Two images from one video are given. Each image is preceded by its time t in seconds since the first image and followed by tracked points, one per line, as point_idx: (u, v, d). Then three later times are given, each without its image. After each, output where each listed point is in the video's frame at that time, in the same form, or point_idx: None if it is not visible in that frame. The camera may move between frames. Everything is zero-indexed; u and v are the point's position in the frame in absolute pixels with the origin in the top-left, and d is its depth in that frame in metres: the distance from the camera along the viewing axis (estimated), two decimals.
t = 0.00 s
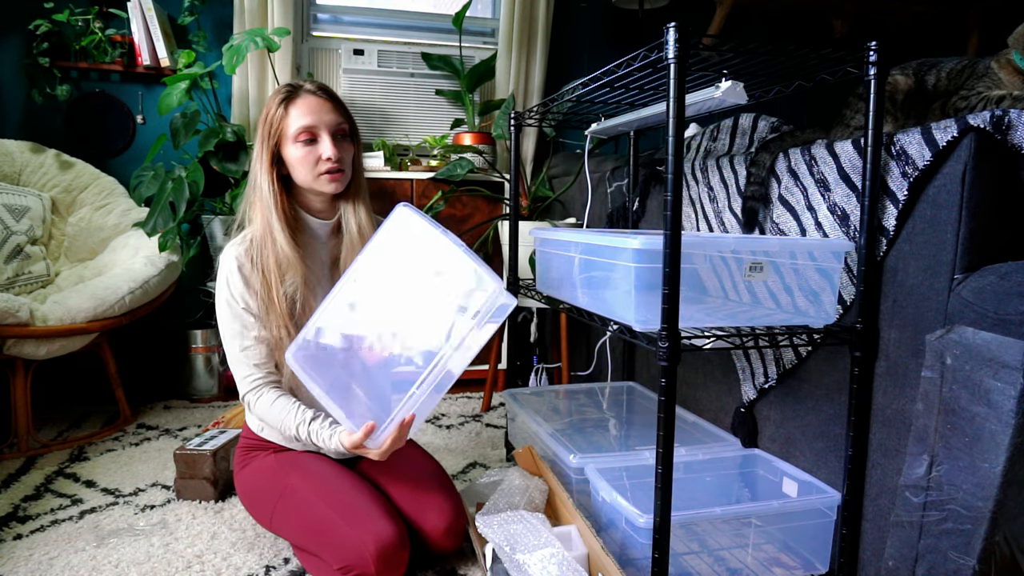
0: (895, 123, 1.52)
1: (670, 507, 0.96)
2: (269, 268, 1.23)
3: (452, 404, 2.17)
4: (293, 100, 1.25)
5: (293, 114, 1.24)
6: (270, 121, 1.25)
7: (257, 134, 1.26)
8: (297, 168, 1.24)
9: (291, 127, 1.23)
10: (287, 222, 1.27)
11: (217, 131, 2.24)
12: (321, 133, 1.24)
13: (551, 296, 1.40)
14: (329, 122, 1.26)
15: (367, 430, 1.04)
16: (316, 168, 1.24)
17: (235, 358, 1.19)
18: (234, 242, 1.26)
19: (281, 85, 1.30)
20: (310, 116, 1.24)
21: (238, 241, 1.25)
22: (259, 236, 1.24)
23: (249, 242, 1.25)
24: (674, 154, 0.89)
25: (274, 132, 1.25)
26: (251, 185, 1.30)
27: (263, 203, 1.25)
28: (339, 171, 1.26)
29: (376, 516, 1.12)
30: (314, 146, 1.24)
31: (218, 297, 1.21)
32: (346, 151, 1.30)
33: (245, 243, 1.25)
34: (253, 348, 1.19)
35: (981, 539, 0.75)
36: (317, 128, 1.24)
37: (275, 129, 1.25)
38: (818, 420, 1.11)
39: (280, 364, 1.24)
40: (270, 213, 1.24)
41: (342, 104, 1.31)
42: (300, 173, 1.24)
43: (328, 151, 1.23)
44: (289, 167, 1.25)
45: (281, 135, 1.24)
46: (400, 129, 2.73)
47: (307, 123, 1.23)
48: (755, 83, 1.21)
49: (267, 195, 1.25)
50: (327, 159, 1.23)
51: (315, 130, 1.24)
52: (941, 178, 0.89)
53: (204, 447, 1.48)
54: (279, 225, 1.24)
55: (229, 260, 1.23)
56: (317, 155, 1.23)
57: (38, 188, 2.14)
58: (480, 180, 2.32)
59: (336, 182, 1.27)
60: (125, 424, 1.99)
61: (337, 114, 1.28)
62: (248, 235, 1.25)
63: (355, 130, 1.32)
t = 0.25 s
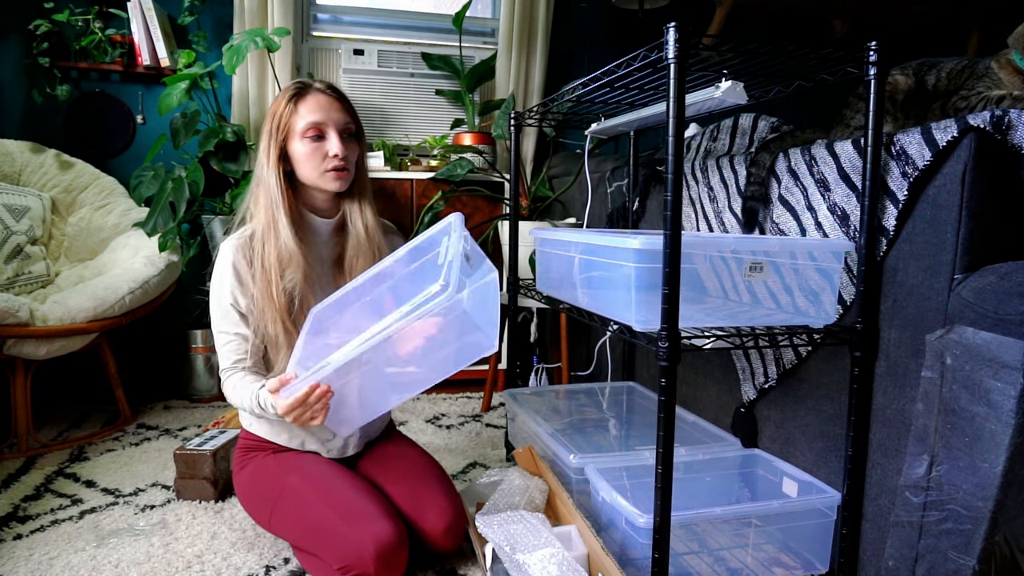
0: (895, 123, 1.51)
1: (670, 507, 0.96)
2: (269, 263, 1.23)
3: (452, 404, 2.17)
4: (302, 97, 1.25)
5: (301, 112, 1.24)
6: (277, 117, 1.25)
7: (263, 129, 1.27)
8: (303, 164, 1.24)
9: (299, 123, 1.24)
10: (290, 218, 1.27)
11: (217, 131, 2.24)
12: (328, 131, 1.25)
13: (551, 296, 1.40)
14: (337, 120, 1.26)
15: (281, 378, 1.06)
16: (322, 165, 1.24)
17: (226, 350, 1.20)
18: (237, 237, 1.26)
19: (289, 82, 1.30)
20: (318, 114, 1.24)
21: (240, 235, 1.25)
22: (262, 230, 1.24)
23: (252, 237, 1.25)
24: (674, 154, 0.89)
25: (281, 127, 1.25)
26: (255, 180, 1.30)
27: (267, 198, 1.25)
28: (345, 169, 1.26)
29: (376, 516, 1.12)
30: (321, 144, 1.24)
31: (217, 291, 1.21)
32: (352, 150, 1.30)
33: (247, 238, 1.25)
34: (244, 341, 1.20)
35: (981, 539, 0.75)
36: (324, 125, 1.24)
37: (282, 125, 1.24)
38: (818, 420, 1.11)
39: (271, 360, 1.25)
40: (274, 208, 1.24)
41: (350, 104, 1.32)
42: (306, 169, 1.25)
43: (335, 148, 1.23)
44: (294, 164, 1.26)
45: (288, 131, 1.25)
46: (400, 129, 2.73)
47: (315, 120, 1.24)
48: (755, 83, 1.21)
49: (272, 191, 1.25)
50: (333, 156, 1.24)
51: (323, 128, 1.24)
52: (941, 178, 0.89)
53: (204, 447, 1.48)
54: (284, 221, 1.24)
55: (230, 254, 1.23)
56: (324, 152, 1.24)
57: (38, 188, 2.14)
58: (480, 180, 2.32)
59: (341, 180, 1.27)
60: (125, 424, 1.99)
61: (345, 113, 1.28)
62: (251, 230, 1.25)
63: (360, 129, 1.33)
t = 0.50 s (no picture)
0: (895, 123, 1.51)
1: (670, 507, 0.96)
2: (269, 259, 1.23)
3: (452, 404, 2.17)
4: (305, 97, 1.25)
5: (304, 111, 1.24)
6: (279, 116, 1.25)
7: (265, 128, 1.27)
8: (305, 163, 1.24)
9: (301, 122, 1.24)
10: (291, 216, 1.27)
11: (217, 131, 2.24)
12: (331, 130, 1.25)
13: (551, 296, 1.40)
14: (340, 120, 1.27)
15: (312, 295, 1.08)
16: (324, 164, 1.24)
17: (220, 342, 1.21)
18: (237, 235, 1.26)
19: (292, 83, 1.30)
20: (321, 114, 1.24)
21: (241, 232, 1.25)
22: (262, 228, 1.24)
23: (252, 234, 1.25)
24: (674, 154, 0.89)
25: (283, 126, 1.25)
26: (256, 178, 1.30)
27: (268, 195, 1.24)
28: (346, 168, 1.26)
29: (375, 516, 1.12)
30: (323, 143, 1.24)
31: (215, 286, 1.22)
32: (353, 150, 1.30)
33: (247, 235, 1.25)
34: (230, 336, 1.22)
35: (981, 539, 0.75)
36: (327, 125, 1.25)
37: (285, 123, 1.24)
38: (818, 420, 1.11)
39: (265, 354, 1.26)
40: (275, 206, 1.24)
41: (352, 105, 1.32)
42: (308, 168, 1.25)
43: (337, 147, 1.24)
44: (296, 162, 1.26)
45: (291, 130, 1.25)
46: (400, 129, 2.73)
47: (318, 119, 1.24)
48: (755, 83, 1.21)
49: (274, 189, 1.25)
50: (336, 156, 1.24)
51: (325, 127, 1.24)
52: (941, 179, 0.89)
53: (204, 447, 1.48)
54: (284, 219, 1.24)
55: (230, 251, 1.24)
56: (326, 152, 1.24)
57: (38, 188, 2.14)
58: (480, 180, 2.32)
59: (342, 180, 1.27)
60: (125, 424, 1.99)
61: (347, 114, 1.29)
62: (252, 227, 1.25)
63: (362, 130, 1.33)
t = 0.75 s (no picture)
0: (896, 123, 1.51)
1: (670, 507, 0.96)
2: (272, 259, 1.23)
3: (452, 404, 2.17)
4: (299, 97, 1.25)
5: (299, 112, 1.24)
6: (273, 117, 1.25)
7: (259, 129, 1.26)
8: (301, 164, 1.24)
9: (295, 123, 1.24)
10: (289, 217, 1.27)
11: (217, 130, 2.24)
12: (325, 130, 1.25)
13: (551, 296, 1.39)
14: (334, 120, 1.27)
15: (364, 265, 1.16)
16: (319, 165, 1.24)
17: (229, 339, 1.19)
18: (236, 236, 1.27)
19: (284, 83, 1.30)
20: (315, 114, 1.24)
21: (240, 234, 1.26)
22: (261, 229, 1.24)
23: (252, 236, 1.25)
24: (674, 154, 0.89)
25: (277, 127, 1.24)
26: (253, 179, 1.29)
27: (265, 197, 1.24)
28: (342, 168, 1.27)
29: (376, 516, 1.12)
30: (318, 143, 1.24)
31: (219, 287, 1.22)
32: (349, 150, 1.30)
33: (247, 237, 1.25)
34: (243, 328, 1.21)
35: (981, 539, 0.75)
36: (321, 125, 1.24)
37: (279, 124, 1.24)
38: (818, 420, 1.11)
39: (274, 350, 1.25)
40: (273, 208, 1.24)
41: (346, 104, 1.32)
42: (304, 169, 1.25)
43: (332, 148, 1.24)
44: (292, 163, 1.26)
45: (285, 131, 1.24)
46: (400, 129, 2.73)
47: (312, 120, 1.24)
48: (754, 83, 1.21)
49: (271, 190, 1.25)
50: (331, 156, 1.24)
51: (320, 128, 1.24)
52: (941, 179, 0.89)
53: (204, 447, 1.48)
54: (284, 219, 1.24)
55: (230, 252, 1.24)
56: (321, 152, 1.24)
57: (38, 188, 2.14)
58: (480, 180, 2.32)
59: (339, 179, 1.27)
60: (125, 424, 1.99)
61: (341, 113, 1.28)
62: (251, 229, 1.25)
63: (356, 129, 1.33)
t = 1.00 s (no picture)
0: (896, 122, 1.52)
1: (670, 507, 0.96)
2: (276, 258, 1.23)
3: (452, 404, 2.17)
4: (298, 98, 1.25)
5: (298, 112, 1.24)
6: (272, 118, 1.24)
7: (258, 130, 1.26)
8: (301, 164, 1.24)
9: (294, 123, 1.24)
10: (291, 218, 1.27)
11: (217, 131, 2.24)
12: (325, 130, 1.25)
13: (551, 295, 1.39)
14: (333, 120, 1.27)
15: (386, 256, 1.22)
16: (320, 165, 1.24)
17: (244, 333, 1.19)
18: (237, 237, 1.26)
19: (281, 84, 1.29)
20: (314, 114, 1.24)
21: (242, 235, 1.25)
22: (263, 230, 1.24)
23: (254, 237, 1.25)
24: (674, 154, 0.89)
25: (276, 128, 1.24)
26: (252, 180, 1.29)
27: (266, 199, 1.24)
28: (342, 167, 1.27)
29: (376, 516, 1.11)
30: (318, 143, 1.24)
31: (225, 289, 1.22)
32: (348, 150, 1.30)
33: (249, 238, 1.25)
34: (260, 320, 1.20)
35: (981, 539, 0.75)
36: (321, 125, 1.24)
37: (279, 125, 1.24)
38: (818, 420, 1.11)
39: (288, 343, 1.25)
40: (274, 209, 1.24)
41: (344, 104, 1.32)
42: (304, 170, 1.25)
43: (332, 148, 1.24)
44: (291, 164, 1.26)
45: (284, 131, 1.24)
46: (400, 129, 2.73)
47: (311, 120, 1.24)
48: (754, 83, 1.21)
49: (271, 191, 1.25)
50: (331, 156, 1.24)
51: (319, 128, 1.24)
52: (941, 179, 0.89)
53: (204, 447, 1.48)
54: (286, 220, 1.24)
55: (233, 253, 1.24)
56: (321, 153, 1.24)
57: (38, 188, 2.14)
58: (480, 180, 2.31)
59: (339, 179, 1.27)
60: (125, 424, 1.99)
61: (339, 113, 1.28)
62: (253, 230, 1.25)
63: (354, 128, 1.33)
